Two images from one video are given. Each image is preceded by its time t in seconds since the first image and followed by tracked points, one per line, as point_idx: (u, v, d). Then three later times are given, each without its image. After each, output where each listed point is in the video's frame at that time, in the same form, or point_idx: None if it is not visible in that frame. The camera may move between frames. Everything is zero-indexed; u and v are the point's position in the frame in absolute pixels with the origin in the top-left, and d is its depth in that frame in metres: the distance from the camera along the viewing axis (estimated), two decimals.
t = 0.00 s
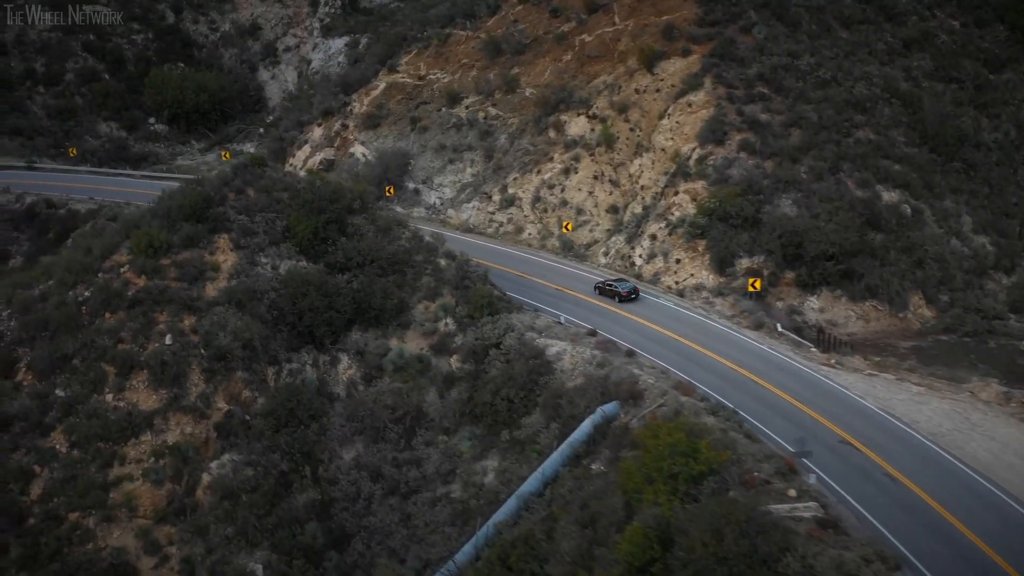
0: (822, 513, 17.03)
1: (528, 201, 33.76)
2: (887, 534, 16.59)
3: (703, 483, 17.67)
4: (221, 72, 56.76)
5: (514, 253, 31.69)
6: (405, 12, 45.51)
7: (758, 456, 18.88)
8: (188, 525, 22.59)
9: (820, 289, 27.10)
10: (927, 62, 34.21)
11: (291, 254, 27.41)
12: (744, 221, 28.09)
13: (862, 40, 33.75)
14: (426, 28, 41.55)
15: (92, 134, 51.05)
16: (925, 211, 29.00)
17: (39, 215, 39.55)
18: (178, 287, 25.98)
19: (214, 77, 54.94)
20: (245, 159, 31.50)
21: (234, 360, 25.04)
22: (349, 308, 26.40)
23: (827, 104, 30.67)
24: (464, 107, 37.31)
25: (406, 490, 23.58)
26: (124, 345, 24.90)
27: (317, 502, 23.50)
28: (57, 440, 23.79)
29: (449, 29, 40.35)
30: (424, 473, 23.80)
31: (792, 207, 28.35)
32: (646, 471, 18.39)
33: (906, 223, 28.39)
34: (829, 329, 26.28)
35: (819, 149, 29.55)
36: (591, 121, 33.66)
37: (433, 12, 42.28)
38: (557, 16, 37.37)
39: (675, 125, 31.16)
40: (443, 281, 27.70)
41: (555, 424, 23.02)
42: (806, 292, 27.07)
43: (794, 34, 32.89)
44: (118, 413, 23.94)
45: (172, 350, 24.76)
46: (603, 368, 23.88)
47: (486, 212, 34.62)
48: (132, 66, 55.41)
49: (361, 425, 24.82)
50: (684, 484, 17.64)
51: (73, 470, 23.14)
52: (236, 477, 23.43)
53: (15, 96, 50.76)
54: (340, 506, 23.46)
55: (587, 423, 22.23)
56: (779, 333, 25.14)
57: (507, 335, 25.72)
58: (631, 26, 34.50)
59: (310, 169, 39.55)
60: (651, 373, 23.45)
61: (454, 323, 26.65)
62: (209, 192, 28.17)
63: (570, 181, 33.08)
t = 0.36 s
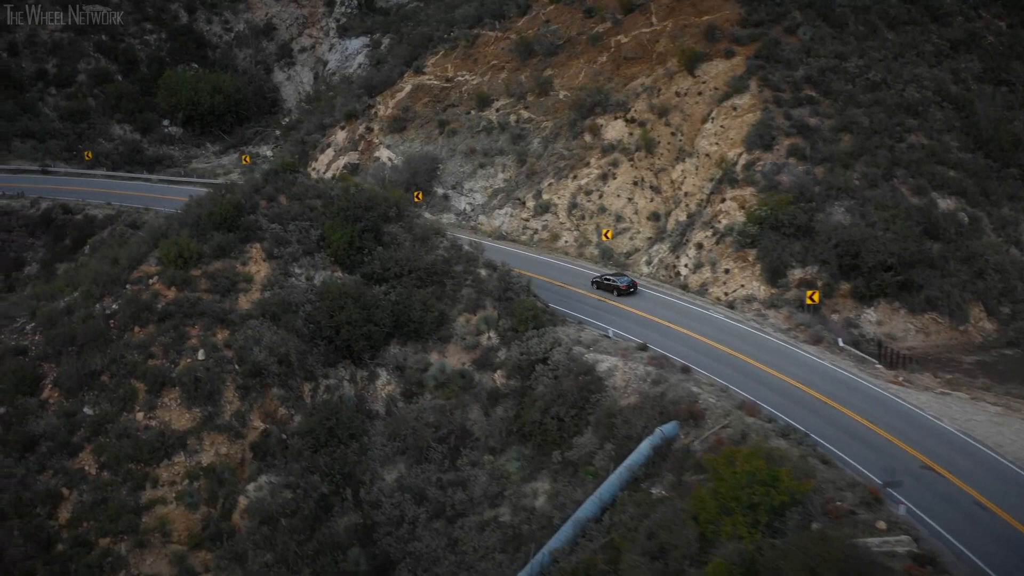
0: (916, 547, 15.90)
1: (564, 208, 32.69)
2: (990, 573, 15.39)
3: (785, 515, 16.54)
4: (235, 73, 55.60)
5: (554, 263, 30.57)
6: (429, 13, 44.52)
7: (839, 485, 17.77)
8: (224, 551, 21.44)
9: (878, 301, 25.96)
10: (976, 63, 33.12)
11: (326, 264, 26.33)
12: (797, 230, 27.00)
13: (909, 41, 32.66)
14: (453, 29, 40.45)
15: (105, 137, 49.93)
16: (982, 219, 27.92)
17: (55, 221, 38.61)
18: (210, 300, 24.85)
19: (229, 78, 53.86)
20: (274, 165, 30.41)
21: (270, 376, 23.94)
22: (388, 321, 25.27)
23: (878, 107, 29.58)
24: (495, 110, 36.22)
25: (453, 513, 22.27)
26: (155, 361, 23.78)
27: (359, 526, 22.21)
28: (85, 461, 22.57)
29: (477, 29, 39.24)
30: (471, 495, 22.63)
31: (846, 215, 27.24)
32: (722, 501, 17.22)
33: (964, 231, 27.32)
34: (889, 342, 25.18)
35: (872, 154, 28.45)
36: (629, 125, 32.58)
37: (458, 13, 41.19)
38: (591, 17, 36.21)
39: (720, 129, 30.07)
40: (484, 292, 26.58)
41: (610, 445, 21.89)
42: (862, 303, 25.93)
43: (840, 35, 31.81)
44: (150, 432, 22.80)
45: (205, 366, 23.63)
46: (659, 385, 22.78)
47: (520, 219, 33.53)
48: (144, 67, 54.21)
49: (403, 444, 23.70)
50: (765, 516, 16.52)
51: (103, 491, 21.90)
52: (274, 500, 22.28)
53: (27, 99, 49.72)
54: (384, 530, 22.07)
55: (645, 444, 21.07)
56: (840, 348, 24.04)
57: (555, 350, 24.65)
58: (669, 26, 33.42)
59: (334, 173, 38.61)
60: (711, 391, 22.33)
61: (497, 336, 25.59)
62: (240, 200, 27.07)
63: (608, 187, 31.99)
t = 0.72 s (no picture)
0: None
1: (599, 214, 31.74)
2: None
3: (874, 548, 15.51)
4: (250, 75, 54.57)
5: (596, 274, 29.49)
6: (452, 13, 43.57)
7: (924, 514, 16.83)
8: None
9: (936, 313, 24.77)
10: None
11: (362, 275, 25.35)
12: (850, 239, 25.99)
13: (956, 42, 31.68)
14: (479, 30, 39.50)
15: (118, 139, 48.98)
16: None
17: (72, 226, 37.81)
18: (244, 312, 23.85)
19: (244, 79, 52.89)
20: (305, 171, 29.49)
21: (307, 393, 22.93)
22: (428, 334, 24.28)
23: (929, 111, 28.59)
24: (525, 113, 35.26)
25: (501, 537, 21.29)
26: (188, 377, 22.76)
27: (403, 551, 21.23)
28: (116, 481, 21.52)
29: (505, 30, 38.23)
30: (519, 517, 21.60)
31: (899, 223, 26.22)
32: (803, 530, 16.20)
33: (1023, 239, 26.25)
34: (948, 356, 23.95)
35: (925, 159, 27.44)
36: (668, 129, 31.62)
37: (484, 13, 40.21)
38: (625, 17, 35.17)
39: (765, 134, 29.11)
40: (526, 303, 25.60)
41: (667, 466, 20.88)
42: (919, 315, 24.81)
43: (886, 36, 30.85)
44: (183, 452, 21.73)
45: (241, 382, 22.63)
46: (716, 403, 21.79)
47: (553, 225, 32.56)
48: (158, 68, 53.16)
49: (447, 464, 22.72)
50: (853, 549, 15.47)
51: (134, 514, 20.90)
52: (314, 523, 21.21)
53: (40, 102, 48.90)
54: (429, 555, 21.11)
55: (705, 465, 20.06)
56: (902, 363, 23.02)
57: (603, 364, 23.65)
58: (707, 27, 32.43)
59: (358, 177, 37.75)
60: (771, 409, 21.35)
61: (541, 350, 24.59)
62: (272, 208, 26.09)
63: (647, 194, 31.02)
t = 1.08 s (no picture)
0: None
1: (642, 221, 30.66)
2: None
3: None
4: (267, 76, 53.50)
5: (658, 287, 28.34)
6: (480, 14, 42.60)
7: None
8: None
9: (1005, 330, 22.93)
10: None
11: (406, 287, 24.30)
12: (914, 249, 24.82)
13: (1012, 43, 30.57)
14: (511, 31, 38.52)
15: (134, 142, 47.88)
16: None
17: (92, 232, 36.74)
18: (286, 327, 22.78)
19: (262, 81, 51.82)
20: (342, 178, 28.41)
21: (353, 412, 21.86)
22: (478, 349, 23.23)
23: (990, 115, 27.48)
24: (561, 117, 34.23)
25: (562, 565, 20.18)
26: (229, 395, 21.67)
27: None
28: (154, 506, 20.35)
29: (538, 31, 37.22)
30: (579, 544, 20.49)
31: (965, 232, 24.87)
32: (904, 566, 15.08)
33: None
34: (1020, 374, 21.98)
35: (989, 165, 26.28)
36: (713, 133, 30.54)
37: (515, 14, 39.22)
38: (665, 18, 34.16)
39: (818, 139, 28.06)
40: (577, 316, 24.55)
41: (737, 490, 19.82)
42: (987, 329, 23.16)
43: (940, 37, 29.79)
44: (225, 475, 20.60)
45: (285, 401, 21.55)
46: (786, 423, 20.72)
47: (593, 232, 31.47)
48: (174, 69, 52.10)
49: (501, 486, 21.62)
50: None
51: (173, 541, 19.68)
52: (364, 550, 20.08)
53: (55, 103, 47.82)
54: None
55: (780, 491, 18.93)
56: (978, 382, 21.78)
57: (662, 382, 22.58)
58: (754, 28, 31.39)
59: (386, 182, 35.99)
60: (846, 431, 20.33)
61: (595, 366, 23.51)
62: (311, 217, 25.03)
63: (693, 200, 29.96)
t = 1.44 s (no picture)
0: None
1: (689, 230, 29.60)
2: None
3: None
4: (286, 77, 52.42)
5: (712, 299, 26.87)
6: (510, 15, 41.60)
7: None
8: None
9: None
10: None
11: (455, 300, 23.23)
12: (985, 259, 23.57)
13: None
14: (545, 32, 37.50)
15: (151, 145, 46.77)
16: None
17: (114, 239, 35.64)
18: (333, 343, 21.73)
19: (281, 82, 50.72)
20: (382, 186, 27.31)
21: (405, 433, 20.77)
22: (533, 366, 22.19)
23: None
24: (600, 121, 33.20)
25: None
26: (275, 416, 20.59)
27: None
28: (198, 533, 19.17)
29: (574, 32, 36.20)
30: (647, 573, 19.44)
31: None
32: None
33: None
34: None
35: None
36: (763, 137, 29.48)
37: (549, 14, 38.19)
38: (709, 18, 33.16)
39: (876, 144, 27.03)
40: (634, 330, 23.49)
41: (815, 518, 18.74)
42: None
43: (1000, 39, 28.67)
44: (273, 500, 19.45)
45: (334, 421, 20.48)
46: (864, 446, 19.68)
47: (637, 240, 30.42)
48: (191, 70, 51.03)
49: (561, 511, 20.59)
50: None
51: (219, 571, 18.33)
52: None
53: (70, 105, 46.77)
54: None
55: (864, 519, 17.79)
56: None
57: (729, 400, 21.49)
58: (803, 29, 30.39)
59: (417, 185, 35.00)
60: (929, 455, 19.27)
61: (654, 384, 22.47)
62: (355, 226, 23.97)
63: (743, 208, 28.90)
